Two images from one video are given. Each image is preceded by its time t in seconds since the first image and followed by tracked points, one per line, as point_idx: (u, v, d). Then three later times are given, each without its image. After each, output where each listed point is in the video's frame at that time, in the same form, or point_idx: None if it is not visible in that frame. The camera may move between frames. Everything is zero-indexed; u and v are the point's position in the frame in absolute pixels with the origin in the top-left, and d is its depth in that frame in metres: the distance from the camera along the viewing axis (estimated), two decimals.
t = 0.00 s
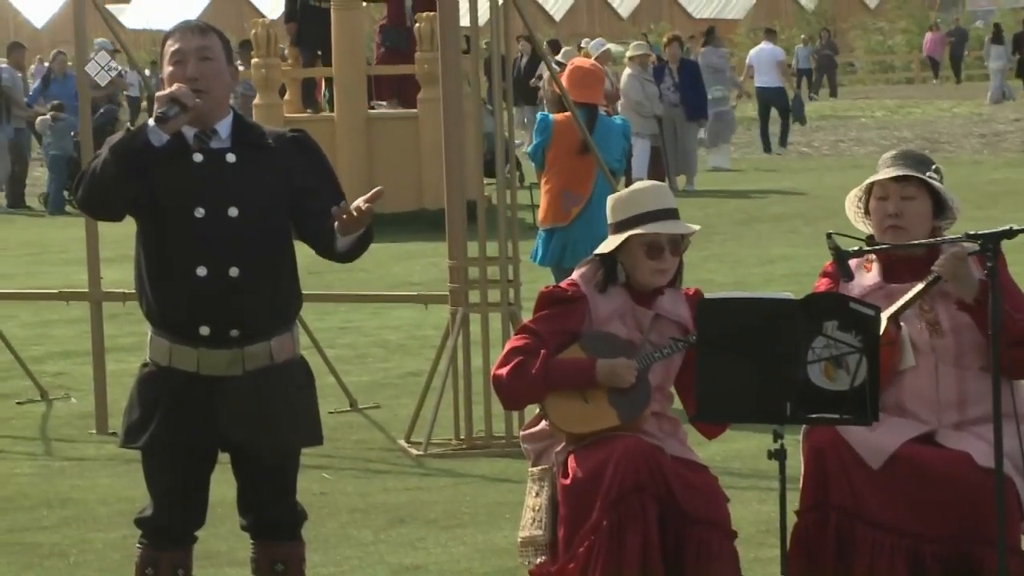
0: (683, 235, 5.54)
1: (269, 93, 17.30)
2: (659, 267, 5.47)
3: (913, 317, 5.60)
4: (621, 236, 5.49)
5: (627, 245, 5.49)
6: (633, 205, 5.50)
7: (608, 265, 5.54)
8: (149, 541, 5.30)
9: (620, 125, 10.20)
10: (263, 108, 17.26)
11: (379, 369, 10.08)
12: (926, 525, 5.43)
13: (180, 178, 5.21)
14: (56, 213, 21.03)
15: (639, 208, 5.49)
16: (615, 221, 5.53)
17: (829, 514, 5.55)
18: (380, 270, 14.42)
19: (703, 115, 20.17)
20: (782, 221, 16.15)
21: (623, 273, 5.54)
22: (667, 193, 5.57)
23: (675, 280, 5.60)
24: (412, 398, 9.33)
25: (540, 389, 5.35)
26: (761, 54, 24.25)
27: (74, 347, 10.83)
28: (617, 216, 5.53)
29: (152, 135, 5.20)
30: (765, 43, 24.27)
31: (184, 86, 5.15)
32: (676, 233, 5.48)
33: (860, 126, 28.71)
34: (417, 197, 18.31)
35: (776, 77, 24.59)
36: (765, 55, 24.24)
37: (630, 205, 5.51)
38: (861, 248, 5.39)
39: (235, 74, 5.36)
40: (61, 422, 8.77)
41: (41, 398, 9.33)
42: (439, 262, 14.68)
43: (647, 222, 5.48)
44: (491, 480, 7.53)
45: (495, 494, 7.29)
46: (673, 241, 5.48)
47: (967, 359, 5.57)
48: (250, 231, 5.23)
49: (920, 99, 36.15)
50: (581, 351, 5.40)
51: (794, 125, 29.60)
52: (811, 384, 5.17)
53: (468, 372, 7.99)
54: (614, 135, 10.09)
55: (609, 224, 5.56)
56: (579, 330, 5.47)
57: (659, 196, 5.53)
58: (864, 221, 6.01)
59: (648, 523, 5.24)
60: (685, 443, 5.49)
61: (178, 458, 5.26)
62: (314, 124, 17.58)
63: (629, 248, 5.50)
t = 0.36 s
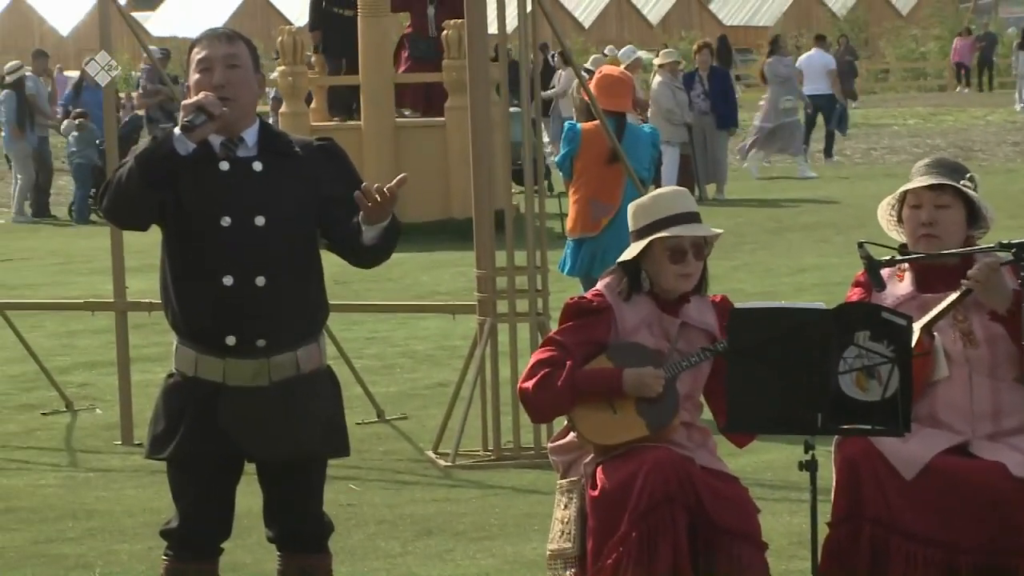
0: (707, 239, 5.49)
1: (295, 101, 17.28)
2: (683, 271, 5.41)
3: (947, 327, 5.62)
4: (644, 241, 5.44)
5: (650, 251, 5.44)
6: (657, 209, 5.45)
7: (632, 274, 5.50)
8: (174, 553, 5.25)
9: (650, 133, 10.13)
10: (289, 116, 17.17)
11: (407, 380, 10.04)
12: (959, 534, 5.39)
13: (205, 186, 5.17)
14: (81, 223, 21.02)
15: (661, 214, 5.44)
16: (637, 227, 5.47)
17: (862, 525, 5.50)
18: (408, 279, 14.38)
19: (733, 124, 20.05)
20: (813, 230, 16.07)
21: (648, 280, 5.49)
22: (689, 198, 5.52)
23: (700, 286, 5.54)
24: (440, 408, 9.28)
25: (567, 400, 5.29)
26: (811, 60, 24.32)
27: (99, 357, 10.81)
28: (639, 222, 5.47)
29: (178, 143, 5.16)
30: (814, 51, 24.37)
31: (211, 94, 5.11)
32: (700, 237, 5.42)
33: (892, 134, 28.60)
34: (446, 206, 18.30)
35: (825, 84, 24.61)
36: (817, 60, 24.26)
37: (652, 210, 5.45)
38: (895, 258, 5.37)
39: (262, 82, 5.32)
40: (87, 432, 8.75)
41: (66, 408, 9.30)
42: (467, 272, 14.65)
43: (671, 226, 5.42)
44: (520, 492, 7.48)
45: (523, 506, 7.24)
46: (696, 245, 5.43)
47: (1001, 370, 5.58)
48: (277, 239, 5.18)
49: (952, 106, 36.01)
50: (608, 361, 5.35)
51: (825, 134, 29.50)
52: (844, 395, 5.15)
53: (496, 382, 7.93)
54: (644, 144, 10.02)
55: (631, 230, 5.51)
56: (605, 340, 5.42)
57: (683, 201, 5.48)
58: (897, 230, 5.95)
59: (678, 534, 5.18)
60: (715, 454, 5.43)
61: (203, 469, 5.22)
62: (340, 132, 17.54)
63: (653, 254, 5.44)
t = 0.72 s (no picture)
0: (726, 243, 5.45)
1: (313, 109, 17.32)
2: (701, 275, 5.37)
3: (969, 336, 5.59)
4: (662, 246, 5.42)
5: (669, 254, 5.41)
6: (675, 212, 5.42)
7: (651, 281, 5.46)
8: (192, 563, 5.23)
9: (668, 140, 10.09)
10: (306, 123, 17.28)
11: (426, 388, 10.01)
12: (981, 544, 5.37)
13: (223, 193, 5.15)
14: (98, 231, 20.98)
15: (679, 217, 5.41)
16: (655, 231, 5.44)
17: (883, 534, 5.48)
18: (426, 287, 14.36)
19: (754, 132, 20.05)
20: (834, 238, 16.03)
21: (667, 287, 5.45)
22: (708, 202, 5.48)
23: (720, 293, 5.50)
24: (459, 417, 9.25)
25: (586, 409, 5.25)
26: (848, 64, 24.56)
27: (116, 366, 10.80)
28: (656, 226, 5.45)
29: (196, 149, 5.14)
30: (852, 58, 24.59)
31: (228, 100, 5.09)
32: (718, 239, 5.39)
33: (915, 142, 28.53)
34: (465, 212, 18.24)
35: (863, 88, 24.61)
36: (852, 66, 24.28)
37: (670, 213, 5.42)
38: (917, 265, 5.33)
39: (280, 88, 5.30)
40: (104, 441, 8.73)
41: (82, 417, 9.28)
42: (486, 280, 14.62)
43: (689, 230, 5.39)
44: (538, 501, 7.45)
45: (542, 515, 7.21)
46: (714, 247, 5.39)
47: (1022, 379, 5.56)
48: (297, 246, 5.16)
49: (975, 114, 35.91)
50: (628, 369, 5.31)
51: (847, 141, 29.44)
52: (864, 404, 5.12)
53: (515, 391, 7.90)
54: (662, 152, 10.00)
55: (650, 236, 5.48)
56: (624, 348, 5.38)
57: (702, 205, 5.45)
58: (919, 236, 5.92)
59: (698, 544, 5.14)
60: (736, 462, 5.39)
61: (221, 478, 5.20)
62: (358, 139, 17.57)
63: (673, 257, 5.41)
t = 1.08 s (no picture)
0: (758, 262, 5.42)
1: (332, 117, 17.24)
2: (733, 293, 5.34)
3: (990, 346, 5.59)
4: (695, 261, 5.37)
5: (700, 271, 5.37)
6: (711, 229, 5.39)
7: (681, 296, 5.42)
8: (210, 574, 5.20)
9: (689, 149, 10.03)
10: (324, 131, 17.18)
11: (444, 399, 9.98)
12: (998, 555, 5.41)
13: (242, 202, 5.12)
14: (114, 240, 20.97)
15: (716, 234, 5.37)
16: (690, 245, 5.41)
17: (903, 543, 5.52)
18: (444, 297, 14.33)
19: (773, 141, 20.00)
20: (854, 247, 15.97)
21: (697, 301, 5.41)
22: (742, 220, 5.46)
23: (750, 312, 5.47)
24: (477, 428, 9.22)
25: (607, 418, 5.21)
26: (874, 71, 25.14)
27: (133, 376, 10.78)
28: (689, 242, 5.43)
29: (217, 158, 5.11)
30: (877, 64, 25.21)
31: (249, 109, 5.07)
32: (752, 259, 5.35)
33: (936, 150, 28.45)
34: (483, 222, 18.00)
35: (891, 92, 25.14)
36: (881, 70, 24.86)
37: (706, 231, 5.39)
38: (940, 275, 5.29)
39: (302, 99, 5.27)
40: (121, 452, 8.72)
41: (100, 427, 9.27)
42: (505, 290, 14.59)
43: (722, 248, 5.35)
44: (558, 512, 7.41)
45: (561, 526, 7.17)
46: (747, 266, 5.35)
47: None
48: (317, 256, 5.14)
49: (996, 122, 35.79)
50: (651, 380, 5.27)
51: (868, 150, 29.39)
52: (885, 415, 5.08)
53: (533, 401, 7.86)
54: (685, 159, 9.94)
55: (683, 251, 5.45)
56: (648, 359, 5.34)
57: (736, 222, 5.42)
58: (941, 245, 5.88)
59: (718, 555, 5.10)
60: (756, 474, 5.36)
61: (240, 489, 5.17)
62: (376, 149, 17.55)
63: (704, 275, 5.37)
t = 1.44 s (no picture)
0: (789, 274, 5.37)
1: (351, 124, 17.21)
2: (762, 305, 5.29)
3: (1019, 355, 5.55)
4: (727, 271, 5.33)
5: (732, 281, 5.32)
6: (742, 239, 5.33)
7: (711, 305, 5.36)
8: None
9: (715, 156, 9.96)
10: (344, 139, 17.16)
11: (466, 409, 9.92)
12: None
13: (263, 211, 5.05)
14: (132, 249, 20.96)
15: (745, 244, 5.32)
16: (721, 255, 5.36)
17: (932, 554, 5.55)
18: (467, 306, 14.26)
19: (799, 148, 19.90)
20: (882, 255, 15.87)
21: (727, 312, 5.34)
22: (775, 231, 5.40)
23: (781, 323, 5.40)
24: (500, 438, 9.16)
25: (632, 429, 5.14)
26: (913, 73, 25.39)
27: (151, 386, 10.73)
28: (719, 253, 5.37)
29: (240, 165, 5.05)
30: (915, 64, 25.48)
31: (271, 114, 5.01)
32: (782, 272, 5.30)
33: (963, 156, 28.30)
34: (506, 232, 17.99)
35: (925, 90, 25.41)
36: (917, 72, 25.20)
37: (735, 242, 5.34)
38: (968, 283, 5.22)
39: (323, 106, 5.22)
40: (139, 462, 8.67)
41: (118, 438, 9.22)
42: (528, 298, 14.52)
43: (751, 258, 5.30)
44: (581, 524, 7.34)
45: (585, 538, 7.10)
46: (778, 278, 5.30)
47: None
48: (338, 268, 5.08)
49: None
50: (678, 389, 5.19)
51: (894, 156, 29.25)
52: (912, 424, 5.01)
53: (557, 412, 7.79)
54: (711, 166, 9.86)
55: (715, 261, 5.39)
56: (675, 368, 5.26)
57: (767, 232, 5.36)
58: (968, 254, 5.81)
59: (744, 567, 5.04)
60: (782, 484, 5.29)
61: (260, 500, 5.11)
62: (399, 157, 17.49)
63: (734, 285, 5.32)
